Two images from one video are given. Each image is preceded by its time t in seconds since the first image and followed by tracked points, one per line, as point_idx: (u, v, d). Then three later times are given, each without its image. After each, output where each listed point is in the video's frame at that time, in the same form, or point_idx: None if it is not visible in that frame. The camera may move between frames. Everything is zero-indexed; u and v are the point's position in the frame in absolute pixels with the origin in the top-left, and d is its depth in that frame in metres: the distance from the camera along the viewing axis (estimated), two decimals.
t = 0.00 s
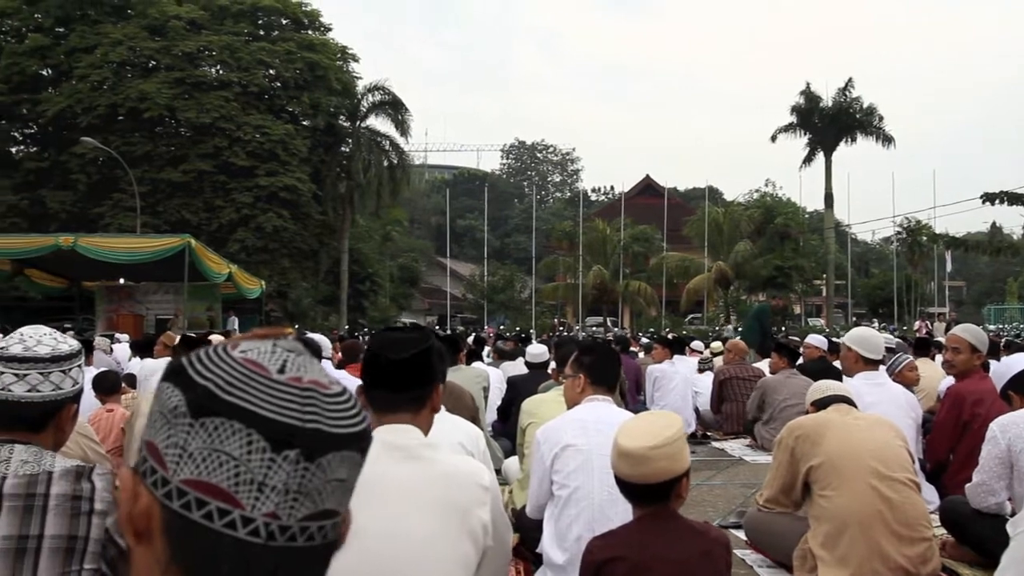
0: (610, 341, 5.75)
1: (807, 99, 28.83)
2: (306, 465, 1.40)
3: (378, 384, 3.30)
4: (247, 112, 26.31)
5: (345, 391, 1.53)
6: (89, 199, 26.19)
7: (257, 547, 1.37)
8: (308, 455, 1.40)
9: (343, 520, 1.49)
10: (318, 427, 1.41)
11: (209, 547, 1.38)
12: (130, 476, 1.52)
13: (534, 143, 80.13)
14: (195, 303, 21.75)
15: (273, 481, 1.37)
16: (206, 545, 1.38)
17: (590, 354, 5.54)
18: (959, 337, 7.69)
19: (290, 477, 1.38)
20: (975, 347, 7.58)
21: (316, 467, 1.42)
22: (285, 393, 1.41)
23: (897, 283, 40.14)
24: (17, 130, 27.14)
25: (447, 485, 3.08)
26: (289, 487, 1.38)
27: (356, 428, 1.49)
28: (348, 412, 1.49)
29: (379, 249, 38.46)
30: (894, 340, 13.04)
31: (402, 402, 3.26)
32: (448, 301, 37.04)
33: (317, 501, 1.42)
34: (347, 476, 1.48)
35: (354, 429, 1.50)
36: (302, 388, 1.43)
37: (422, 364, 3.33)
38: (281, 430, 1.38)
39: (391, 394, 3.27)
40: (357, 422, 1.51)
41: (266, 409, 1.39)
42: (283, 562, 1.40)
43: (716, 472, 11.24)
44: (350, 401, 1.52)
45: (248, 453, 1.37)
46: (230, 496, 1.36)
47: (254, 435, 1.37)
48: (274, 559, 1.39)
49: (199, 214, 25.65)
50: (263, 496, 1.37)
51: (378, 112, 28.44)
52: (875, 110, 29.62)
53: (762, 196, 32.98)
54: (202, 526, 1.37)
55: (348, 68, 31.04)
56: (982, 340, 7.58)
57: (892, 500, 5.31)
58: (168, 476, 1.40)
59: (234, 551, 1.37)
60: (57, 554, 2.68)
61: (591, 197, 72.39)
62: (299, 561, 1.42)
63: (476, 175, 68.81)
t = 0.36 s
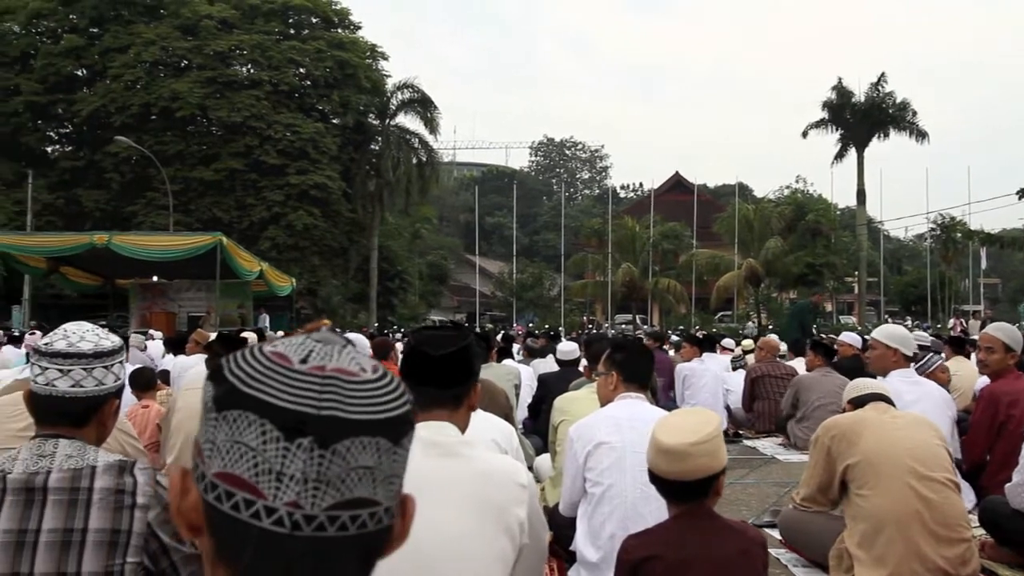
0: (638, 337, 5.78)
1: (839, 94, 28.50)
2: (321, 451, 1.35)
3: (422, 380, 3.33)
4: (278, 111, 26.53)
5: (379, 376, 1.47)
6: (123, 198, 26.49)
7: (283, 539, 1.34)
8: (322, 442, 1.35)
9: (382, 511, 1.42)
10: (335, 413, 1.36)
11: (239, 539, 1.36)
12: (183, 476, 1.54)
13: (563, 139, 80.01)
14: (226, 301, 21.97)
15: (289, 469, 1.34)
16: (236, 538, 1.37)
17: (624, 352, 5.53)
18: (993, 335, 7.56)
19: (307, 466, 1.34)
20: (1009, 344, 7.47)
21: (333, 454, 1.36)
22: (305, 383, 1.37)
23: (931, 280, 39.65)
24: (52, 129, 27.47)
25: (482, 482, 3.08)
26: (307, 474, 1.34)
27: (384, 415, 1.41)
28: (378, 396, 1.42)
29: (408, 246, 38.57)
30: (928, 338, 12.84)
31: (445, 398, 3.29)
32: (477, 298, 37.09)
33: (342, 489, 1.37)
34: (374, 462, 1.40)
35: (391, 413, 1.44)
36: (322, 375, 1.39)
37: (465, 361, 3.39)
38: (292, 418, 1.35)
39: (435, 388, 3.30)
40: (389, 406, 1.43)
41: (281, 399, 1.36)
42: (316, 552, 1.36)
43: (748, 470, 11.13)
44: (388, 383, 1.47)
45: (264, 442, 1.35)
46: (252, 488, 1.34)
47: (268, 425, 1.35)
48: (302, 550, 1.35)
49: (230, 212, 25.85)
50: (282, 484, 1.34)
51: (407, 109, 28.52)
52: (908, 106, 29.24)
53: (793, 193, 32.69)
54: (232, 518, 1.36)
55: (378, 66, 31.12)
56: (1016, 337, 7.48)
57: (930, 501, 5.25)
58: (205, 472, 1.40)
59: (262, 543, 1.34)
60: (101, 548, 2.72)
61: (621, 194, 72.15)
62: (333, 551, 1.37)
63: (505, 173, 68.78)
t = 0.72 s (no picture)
0: (673, 339, 5.78)
1: (876, 94, 28.17)
2: (355, 441, 1.32)
3: (470, 377, 3.35)
4: (314, 113, 26.72)
5: (428, 365, 1.43)
6: (161, 200, 26.80)
7: (331, 528, 1.33)
8: (356, 431, 1.32)
9: (431, 502, 1.38)
10: (370, 402, 1.33)
11: (288, 528, 1.36)
12: (252, 473, 1.56)
13: (597, 140, 79.75)
14: (262, 301, 22.18)
15: (328, 459, 1.32)
16: (284, 530, 1.37)
17: (660, 353, 5.49)
18: None
19: (344, 456, 1.32)
20: None
21: (368, 443, 1.33)
22: (343, 375, 1.36)
23: (971, 282, 39.08)
24: (93, 133, 27.82)
25: (525, 484, 3.08)
26: (345, 464, 1.32)
27: (426, 402, 1.37)
28: (419, 384, 1.38)
29: (442, 248, 38.71)
30: (971, 341, 12.62)
31: (490, 398, 3.29)
32: (510, 300, 37.14)
33: (381, 481, 1.34)
34: (412, 452, 1.35)
35: (445, 401, 1.40)
36: (363, 368, 1.37)
37: (513, 360, 3.42)
38: (329, 410, 1.33)
39: (484, 388, 3.30)
40: (433, 394, 1.39)
41: (321, 390, 1.35)
42: (362, 542, 1.34)
43: (786, 473, 11.03)
44: (443, 375, 1.44)
45: (304, 433, 1.34)
46: (297, 479, 1.34)
47: (306, 416, 1.34)
48: (350, 541, 1.34)
49: (266, 214, 26.08)
50: (323, 474, 1.33)
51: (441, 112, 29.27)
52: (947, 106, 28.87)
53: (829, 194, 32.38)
54: (281, 510, 1.36)
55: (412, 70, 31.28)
56: None
57: (975, 506, 5.17)
58: (262, 467, 1.42)
59: (306, 533, 1.34)
60: (150, 543, 2.77)
61: (654, 195, 71.91)
62: (377, 541, 1.34)
63: (538, 175, 68.80)
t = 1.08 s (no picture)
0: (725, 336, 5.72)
1: (923, 85, 27.65)
2: (422, 431, 1.34)
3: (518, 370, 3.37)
4: (354, 113, 26.88)
5: (495, 359, 1.45)
6: (205, 200, 27.11)
7: (400, 518, 1.34)
8: (423, 422, 1.34)
9: (498, 494, 1.38)
10: (437, 394, 1.35)
11: (356, 519, 1.37)
12: (320, 465, 1.58)
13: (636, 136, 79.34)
14: (305, 301, 22.19)
15: (396, 450, 1.34)
16: (352, 519, 1.39)
17: (703, 349, 5.42)
18: None
19: (411, 446, 1.34)
20: None
21: (435, 434, 1.35)
22: (411, 366, 1.38)
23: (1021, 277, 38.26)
24: (138, 135, 28.20)
25: (573, 478, 3.09)
26: (412, 454, 1.33)
27: (493, 394, 1.38)
28: (487, 377, 1.40)
29: (482, 245, 38.77)
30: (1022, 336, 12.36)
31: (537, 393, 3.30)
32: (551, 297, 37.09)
33: (449, 471, 1.35)
34: (479, 443, 1.36)
35: (511, 395, 1.41)
36: (430, 361, 1.39)
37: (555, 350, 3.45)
38: (396, 401, 1.35)
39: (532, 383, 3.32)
40: (500, 387, 1.40)
41: (389, 381, 1.37)
42: (429, 532, 1.35)
43: (833, 470, 10.87)
44: (509, 370, 1.45)
45: (371, 424, 1.36)
46: (365, 469, 1.36)
47: (374, 407, 1.36)
48: (416, 532, 1.34)
49: (308, 213, 26.27)
50: (391, 464, 1.34)
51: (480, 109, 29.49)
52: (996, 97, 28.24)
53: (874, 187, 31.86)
54: (350, 500, 1.38)
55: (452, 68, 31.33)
56: None
57: None
58: (330, 458, 1.44)
59: (375, 523, 1.35)
60: (204, 536, 2.81)
61: (695, 191, 71.38)
62: (445, 532, 1.35)
63: (578, 171, 68.62)
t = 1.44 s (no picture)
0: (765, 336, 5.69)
1: (966, 80, 27.17)
2: (482, 425, 1.34)
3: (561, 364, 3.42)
4: (392, 111, 27.01)
5: (553, 354, 1.45)
6: (245, 198, 27.41)
7: (459, 513, 1.34)
8: (483, 415, 1.34)
9: (556, 490, 1.38)
10: (495, 388, 1.35)
11: (414, 512, 1.38)
12: (376, 459, 1.59)
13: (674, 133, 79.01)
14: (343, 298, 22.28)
15: (455, 443, 1.34)
16: (411, 512, 1.39)
17: (746, 347, 5.35)
18: None
19: (470, 440, 1.34)
20: None
21: (495, 429, 1.35)
22: (469, 361, 1.39)
23: None
24: (180, 134, 28.55)
25: (617, 473, 3.17)
26: (471, 448, 1.34)
27: (553, 389, 1.39)
28: (547, 373, 1.40)
29: (519, 243, 38.82)
30: None
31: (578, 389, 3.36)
32: (587, 294, 37.05)
33: (507, 465, 1.34)
34: (539, 438, 1.36)
35: (569, 390, 1.41)
36: (489, 356, 1.39)
37: (588, 347, 3.53)
38: (456, 394, 1.35)
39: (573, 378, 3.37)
40: (560, 382, 1.40)
41: (448, 374, 1.37)
42: (488, 527, 1.35)
43: (876, 470, 10.73)
44: (568, 367, 1.45)
45: (430, 418, 1.36)
46: (424, 462, 1.36)
47: (433, 401, 1.37)
48: (475, 526, 1.34)
49: (346, 211, 26.42)
50: (450, 457, 1.34)
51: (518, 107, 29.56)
52: None
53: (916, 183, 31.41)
54: (408, 493, 1.38)
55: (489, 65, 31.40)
56: None
57: None
58: (389, 452, 1.44)
59: (435, 517, 1.36)
60: (252, 530, 2.84)
61: (733, 188, 70.91)
62: (504, 527, 1.35)
63: (615, 169, 68.50)
